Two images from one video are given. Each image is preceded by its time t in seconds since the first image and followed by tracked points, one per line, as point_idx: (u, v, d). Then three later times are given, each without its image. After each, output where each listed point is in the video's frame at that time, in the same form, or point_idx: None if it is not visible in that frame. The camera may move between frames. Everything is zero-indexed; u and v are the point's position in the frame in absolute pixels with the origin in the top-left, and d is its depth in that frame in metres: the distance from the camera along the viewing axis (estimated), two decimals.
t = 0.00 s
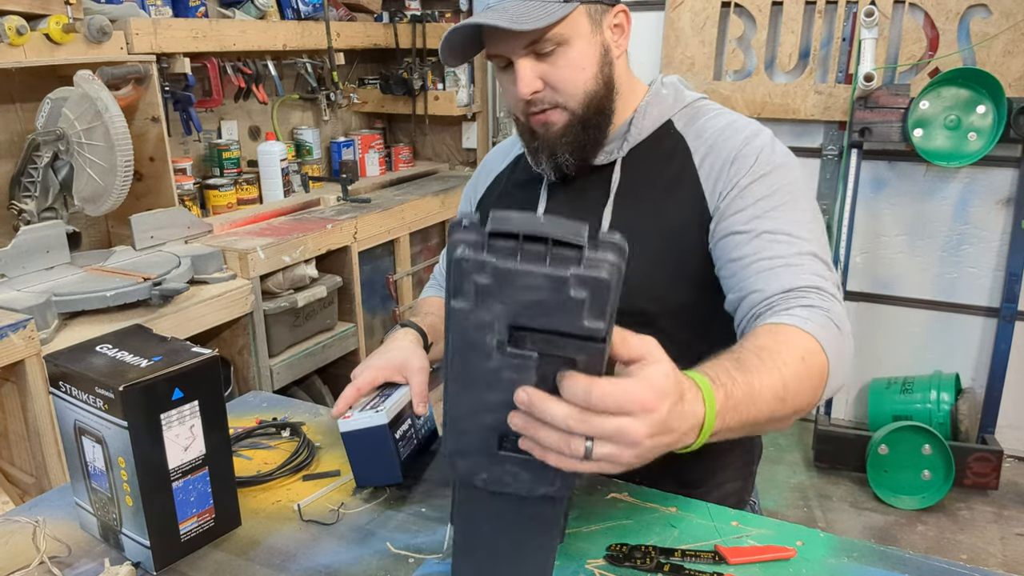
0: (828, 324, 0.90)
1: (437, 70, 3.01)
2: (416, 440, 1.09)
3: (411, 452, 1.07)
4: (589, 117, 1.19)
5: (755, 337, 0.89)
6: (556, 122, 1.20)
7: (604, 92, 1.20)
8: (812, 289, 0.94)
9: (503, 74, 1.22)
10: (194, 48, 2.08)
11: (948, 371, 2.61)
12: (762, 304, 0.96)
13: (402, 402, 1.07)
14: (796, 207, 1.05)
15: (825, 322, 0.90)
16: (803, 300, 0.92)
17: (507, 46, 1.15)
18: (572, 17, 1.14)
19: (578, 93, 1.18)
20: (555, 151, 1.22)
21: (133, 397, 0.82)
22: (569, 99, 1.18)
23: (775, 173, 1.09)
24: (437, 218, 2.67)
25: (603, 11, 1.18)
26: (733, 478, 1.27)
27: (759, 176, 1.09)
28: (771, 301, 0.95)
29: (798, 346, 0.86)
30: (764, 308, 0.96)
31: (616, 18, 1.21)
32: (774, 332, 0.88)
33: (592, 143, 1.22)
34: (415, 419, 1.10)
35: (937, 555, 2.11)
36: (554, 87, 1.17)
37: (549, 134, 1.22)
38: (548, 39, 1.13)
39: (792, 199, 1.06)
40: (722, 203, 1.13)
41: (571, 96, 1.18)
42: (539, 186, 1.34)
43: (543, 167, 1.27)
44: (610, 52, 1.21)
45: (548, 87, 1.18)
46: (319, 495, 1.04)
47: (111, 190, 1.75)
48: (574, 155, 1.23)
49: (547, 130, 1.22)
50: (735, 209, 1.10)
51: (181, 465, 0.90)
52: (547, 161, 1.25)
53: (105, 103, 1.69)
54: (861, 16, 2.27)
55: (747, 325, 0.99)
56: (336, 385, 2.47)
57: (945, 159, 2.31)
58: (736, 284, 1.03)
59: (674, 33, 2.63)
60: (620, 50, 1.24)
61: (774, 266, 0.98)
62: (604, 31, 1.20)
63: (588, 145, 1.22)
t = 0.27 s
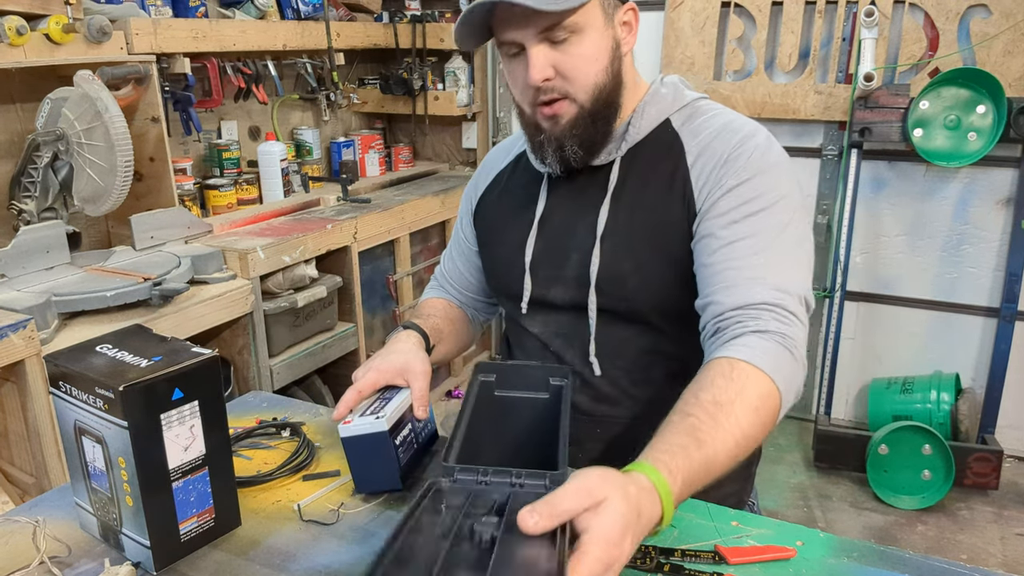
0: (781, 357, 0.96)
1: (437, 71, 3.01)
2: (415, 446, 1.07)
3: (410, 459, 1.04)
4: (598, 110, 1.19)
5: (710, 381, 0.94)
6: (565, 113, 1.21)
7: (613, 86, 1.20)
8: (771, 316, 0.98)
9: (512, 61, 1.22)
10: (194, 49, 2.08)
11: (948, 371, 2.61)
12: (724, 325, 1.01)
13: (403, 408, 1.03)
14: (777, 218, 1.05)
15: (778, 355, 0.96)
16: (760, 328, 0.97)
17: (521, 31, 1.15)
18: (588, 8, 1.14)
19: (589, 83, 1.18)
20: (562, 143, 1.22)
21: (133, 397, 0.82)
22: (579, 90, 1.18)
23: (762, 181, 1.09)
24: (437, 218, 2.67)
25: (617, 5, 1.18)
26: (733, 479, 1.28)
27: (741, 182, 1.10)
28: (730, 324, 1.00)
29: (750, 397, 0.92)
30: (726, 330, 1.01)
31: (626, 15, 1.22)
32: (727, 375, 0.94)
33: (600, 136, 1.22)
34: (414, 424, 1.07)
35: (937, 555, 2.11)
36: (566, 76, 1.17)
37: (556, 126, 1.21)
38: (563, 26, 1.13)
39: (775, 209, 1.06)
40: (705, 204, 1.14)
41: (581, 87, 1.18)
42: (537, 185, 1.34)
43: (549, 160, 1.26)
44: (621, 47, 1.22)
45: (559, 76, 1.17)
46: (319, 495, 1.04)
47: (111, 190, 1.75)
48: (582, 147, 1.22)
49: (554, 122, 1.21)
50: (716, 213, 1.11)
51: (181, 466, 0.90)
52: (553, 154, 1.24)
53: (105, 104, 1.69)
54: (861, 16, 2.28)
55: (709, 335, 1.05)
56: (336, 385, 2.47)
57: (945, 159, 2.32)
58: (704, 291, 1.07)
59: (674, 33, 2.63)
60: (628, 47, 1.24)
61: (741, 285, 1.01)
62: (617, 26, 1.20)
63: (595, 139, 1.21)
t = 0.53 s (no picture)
0: (756, 387, 0.97)
1: (437, 71, 3.01)
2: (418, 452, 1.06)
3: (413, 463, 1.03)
4: (604, 103, 1.19)
5: (689, 410, 0.96)
6: (571, 106, 1.20)
7: (619, 83, 1.20)
8: (749, 340, 1.00)
9: (519, 50, 1.21)
10: (194, 48, 2.08)
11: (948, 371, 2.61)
12: (703, 346, 1.03)
13: (404, 412, 1.03)
14: (768, 244, 1.05)
15: (753, 385, 0.97)
16: (737, 356, 0.99)
17: (533, 17, 1.15)
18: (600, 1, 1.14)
19: (597, 76, 1.18)
20: (568, 137, 1.21)
21: (133, 398, 0.82)
22: (586, 82, 1.18)
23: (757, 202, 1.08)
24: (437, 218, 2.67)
25: (625, 3, 1.19)
26: (732, 479, 1.28)
27: (729, 195, 1.09)
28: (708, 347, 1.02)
29: (726, 430, 0.94)
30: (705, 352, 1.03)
31: (631, 15, 1.23)
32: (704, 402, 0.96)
33: (604, 131, 1.21)
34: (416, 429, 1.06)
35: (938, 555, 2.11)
36: (575, 66, 1.17)
37: (562, 119, 1.20)
38: (577, 15, 1.14)
39: (767, 234, 1.05)
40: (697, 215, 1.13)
41: (589, 79, 1.18)
42: (534, 185, 1.34)
43: (551, 154, 1.25)
44: (627, 44, 1.22)
45: (569, 66, 1.17)
46: (319, 495, 1.04)
47: (111, 190, 1.75)
48: (588, 140, 1.21)
49: (560, 114, 1.20)
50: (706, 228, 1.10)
51: (181, 466, 0.90)
52: (556, 147, 1.23)
53: (105, 104, 1.69)
54: (862, 16, 2.28)
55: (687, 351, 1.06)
56: (336, 386, 2.48)
57: (945, 159, 2.32)
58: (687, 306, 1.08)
59: (674, 33, 2.63)
60: (633, 47, 1.25)
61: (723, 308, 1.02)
62: (624, 23, 1.21)
63: (600, 133, 1.21)
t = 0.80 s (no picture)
0: (814, 377, 1.05)
1: (437, 71, 3.02)
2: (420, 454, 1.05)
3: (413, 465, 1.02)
4: (604, 100, 1.19)
5: (739, 403, 1.03)
6: (570, 99, 1.19)
7: (619, 81, 1.20)
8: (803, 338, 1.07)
9: (519, 44, 1.21)
10: (193, 49, 2.08)
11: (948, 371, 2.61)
12: (755, 349, 1.10)
13: (406, 414, 1.02)
14: (794, 240, 1.11)
15: (811, 376, 1.04)
16: (792, 354, 1.06)
17: (535, 10, 1.14)
18: None
19: (598, 72, 1.18)
20: (566, 131, 1.20)
21: (132, 398, 0.82)
22: (587, 77, 1.18)
23: (774, 202, 1.12)
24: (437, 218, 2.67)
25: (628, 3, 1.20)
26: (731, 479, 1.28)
27: (755, 202, 1.12)
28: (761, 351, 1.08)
29: (781, 414, 1.02)
30: (757, 353, 1.10)
31: (633, 15, 1.23)
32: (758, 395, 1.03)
33: (604, 127, 1.21)
34: (417, 431, 1.06)
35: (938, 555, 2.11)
36: (576, 61, 1.16)
37: (561, 113, 1.20)
38: (579, 10, 1.14)
39: (790, 230, 1.11)
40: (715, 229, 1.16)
41: (590, 73, 1.18)
42: (534, 184, 1.34)
43: (549, 150, 1.24)
44: (629, 44, 1.23)
45: (570, 60, 1.16)
46: (319, 495, 1.04)
47: (111, 190, 1.75)
48: (587, 135, 1.20)
49: (559, 109, 1.20)
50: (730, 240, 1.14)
51: (181, 465, 0.90)
52: (554, 143, 1.22)
53: (105, 104, 1.69)
54: (862, 16, 2.28)
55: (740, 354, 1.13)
56: (336, 386, 2.47)
57: (945, 159, 2.31)
58: (730, 317, 1.13)
59: (674, 33, 2.63)
60: (634, 46, 1.25)
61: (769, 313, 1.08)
62: (626, 22, 1.21)
63: (599, 129, 1.20)
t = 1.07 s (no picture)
0: (829, 369, 1.08)
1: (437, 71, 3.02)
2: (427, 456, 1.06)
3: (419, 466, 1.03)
4: (608, 99, 1.19)
5: (747, 383, 1.08)
6: (574, 98, 1.19)
7: (624, 81, 1.21)
8: (820, 335, 1.10)
9: (524, 42, 1.19)
10: (194, 49, 2.08)
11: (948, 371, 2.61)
12: (772, 346, 1.13)
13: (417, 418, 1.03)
14: (805, 238, 1.13)
15: (825, 369, 1.08)
16: (805, 349, 1.10)
17: (539, 9, 1.13)
18: None
19: (602, 71, 1.18)
20: (569, 130, 1.20)
21: (132, 398, 0.82)
22: (591, 76, 1.18)
23: (785, 203, 1.14)
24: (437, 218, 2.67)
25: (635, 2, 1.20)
26: (732, 479, 1.28)
27: (770, 204, 1.14)
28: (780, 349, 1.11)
29: (787, 400, 1.05)
30: (772, 349, 1.13)
31: (639, 16, 1.24)
32: (768, 382, 1.07)
33: (607, 126, 1.21)
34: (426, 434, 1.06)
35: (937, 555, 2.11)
36: (580, 60, 1.16)
37: (564, 112, 1.20)
38: (583, 10, 1.13)
39: (802, 229, 1.13)
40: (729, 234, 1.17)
41: (594, 73, 1.17)
42: (537, 184, 1.34)
43: (551, 149, 1.24)
44: (634, 45, 1.23)
45: (573, 59, 1.16)
46: (319, 496, 1.04)
47: (111, 190, 1.75)
48: (589, 135, 1.20)
49: (562, 108, 1.20)
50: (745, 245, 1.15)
51: (181, 466, 0.90)
52: (557, 142, 1.22)
53: (105, 104, 1.69)
54: (862, 16, 2.28)
55: (757, 350, 1.16)
56: (336, 386, 2.48)
57: (945, 159, 2.31)
58: (748, 316, 1.16)
59: (674, 33, 2.63)
60: (640, 47, 1.26)
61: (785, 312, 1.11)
62: (632, 23, 1.22)
63: (601, 129, 1.21)
